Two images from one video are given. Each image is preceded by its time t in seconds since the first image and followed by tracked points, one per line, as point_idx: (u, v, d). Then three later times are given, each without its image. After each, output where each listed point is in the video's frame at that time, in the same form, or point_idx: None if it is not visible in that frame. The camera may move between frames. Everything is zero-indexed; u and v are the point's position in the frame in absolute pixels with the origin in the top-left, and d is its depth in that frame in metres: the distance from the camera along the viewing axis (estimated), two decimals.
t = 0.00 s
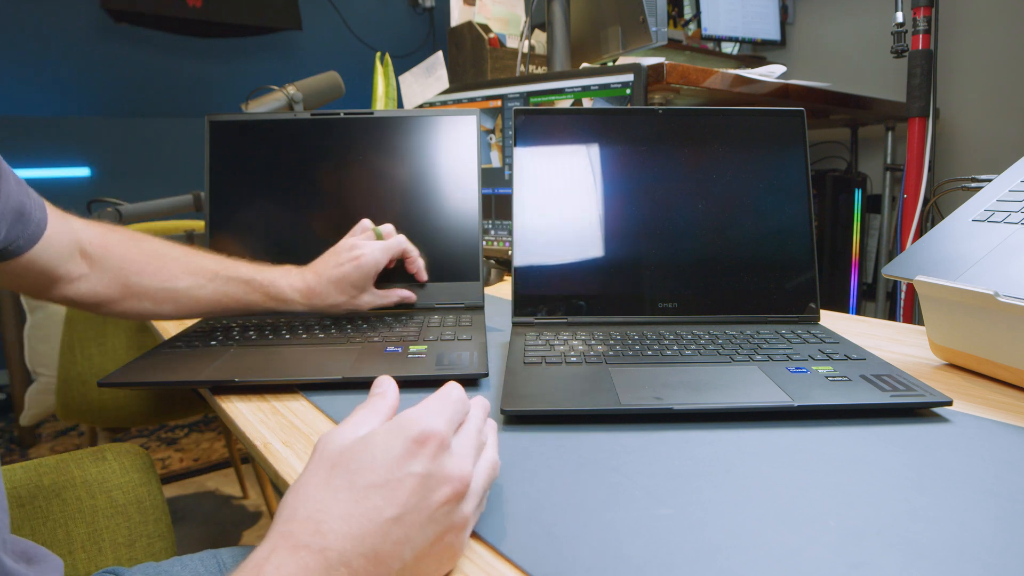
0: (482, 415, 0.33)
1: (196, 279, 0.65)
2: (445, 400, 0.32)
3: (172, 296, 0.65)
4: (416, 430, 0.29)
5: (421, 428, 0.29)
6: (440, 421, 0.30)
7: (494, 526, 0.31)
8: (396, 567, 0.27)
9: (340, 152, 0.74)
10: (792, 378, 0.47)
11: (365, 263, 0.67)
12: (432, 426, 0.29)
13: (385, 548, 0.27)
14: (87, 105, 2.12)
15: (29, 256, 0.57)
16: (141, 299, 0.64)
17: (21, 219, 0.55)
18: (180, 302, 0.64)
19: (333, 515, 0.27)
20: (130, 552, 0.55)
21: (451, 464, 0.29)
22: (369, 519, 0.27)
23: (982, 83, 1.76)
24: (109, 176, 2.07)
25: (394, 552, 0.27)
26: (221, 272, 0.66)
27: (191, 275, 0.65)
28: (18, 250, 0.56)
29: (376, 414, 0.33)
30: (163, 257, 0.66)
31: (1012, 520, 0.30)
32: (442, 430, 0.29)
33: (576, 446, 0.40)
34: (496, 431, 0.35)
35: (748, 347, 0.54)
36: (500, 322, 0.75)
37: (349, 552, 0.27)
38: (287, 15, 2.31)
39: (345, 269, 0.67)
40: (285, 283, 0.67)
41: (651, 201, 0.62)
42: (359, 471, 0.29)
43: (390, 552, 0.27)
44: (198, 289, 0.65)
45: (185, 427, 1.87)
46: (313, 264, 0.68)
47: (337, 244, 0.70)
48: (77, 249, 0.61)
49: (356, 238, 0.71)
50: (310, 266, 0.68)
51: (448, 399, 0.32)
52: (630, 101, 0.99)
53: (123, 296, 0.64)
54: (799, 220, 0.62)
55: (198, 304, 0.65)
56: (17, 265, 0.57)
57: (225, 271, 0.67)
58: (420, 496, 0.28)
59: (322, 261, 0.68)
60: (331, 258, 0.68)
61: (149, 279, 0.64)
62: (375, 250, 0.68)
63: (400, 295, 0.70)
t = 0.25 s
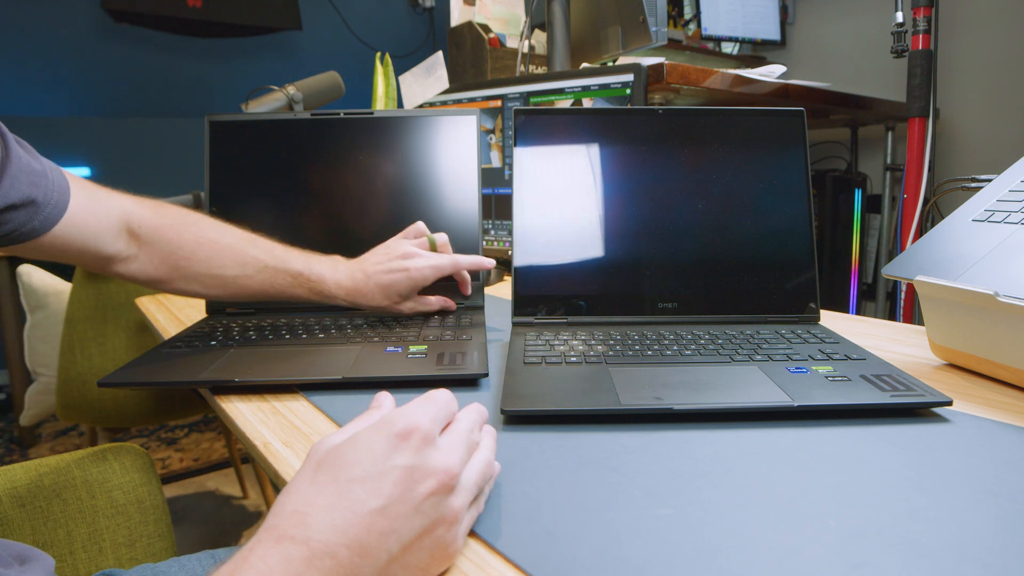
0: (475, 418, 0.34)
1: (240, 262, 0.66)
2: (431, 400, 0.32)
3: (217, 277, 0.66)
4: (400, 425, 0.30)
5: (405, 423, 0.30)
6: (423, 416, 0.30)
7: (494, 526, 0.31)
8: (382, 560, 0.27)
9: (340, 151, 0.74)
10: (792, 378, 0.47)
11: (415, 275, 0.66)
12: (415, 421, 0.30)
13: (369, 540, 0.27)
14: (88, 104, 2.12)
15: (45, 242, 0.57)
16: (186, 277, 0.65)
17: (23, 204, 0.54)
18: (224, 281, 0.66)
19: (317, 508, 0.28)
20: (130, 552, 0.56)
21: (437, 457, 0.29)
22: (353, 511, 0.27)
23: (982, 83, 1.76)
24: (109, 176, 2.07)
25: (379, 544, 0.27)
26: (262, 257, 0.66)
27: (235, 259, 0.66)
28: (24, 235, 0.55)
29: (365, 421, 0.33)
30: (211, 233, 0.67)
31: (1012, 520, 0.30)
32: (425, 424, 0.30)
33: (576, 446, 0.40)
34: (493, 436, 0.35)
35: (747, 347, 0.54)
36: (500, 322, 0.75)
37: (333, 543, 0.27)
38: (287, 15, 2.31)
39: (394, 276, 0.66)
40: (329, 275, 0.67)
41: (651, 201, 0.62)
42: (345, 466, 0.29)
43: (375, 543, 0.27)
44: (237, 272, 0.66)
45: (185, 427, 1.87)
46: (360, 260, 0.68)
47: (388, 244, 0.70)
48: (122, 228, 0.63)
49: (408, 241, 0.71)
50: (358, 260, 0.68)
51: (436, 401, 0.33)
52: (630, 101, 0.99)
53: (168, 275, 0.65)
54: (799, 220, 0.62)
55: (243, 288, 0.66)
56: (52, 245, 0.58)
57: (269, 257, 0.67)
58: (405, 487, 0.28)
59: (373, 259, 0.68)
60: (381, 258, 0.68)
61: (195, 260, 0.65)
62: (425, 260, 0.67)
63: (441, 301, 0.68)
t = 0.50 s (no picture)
0: (473, 417, 0.34)
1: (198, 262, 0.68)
2: (429, 400, 0.32)
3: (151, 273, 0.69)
4: (398, 426, 0.30)
5: (404, 424, 0.30)
6: (422, 417, 0.30)
7: (496, 527, 0.31)
8: (381, 560, 0.27)
9: (340, 151, 0.74)
10: (792, 379, 0.47)
11: (349, 276, 0.69)
12: (413, 421, 0.30)
13: (368, 541, 0.27)
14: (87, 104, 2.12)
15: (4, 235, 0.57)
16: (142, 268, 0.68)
17: None
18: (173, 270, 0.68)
19: (316, 509, 0.28)
20: (130, 552, 0.56)
21: (437, 457, 0.29)
22: (353, 512, 0.27)
23: (982, 82, 1.76)
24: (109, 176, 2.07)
25: (379, 544, 0.27)
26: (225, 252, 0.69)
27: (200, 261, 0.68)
28: None
29: (365, 422, 0.33)
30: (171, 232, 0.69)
31: (1012, 520, 0.30)
32: (424, 425, 0.30)
33: (577, 446, 0.40)
34: (492, 436, 0.35)
35: (748, 347, 0.54)
36: (500, 322, 0.75)
37: (332, 545, 0.27)
38: (288, 15, 2.31)
39: (329, 277, 0.68)
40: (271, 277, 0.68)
41: (652, 202, 0.62)
42: (344, 467, 0.29)
43: (374, 543, 0.27)
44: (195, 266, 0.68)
45: (185, 427, 1.87)
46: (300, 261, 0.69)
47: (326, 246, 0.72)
48: (61, 222, 0.63)
49: (346, 243, 0.72)
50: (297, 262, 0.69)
51: (435, 402, 0.33)
52: (630, 101, 0.99)
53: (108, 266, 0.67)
54: (799, 221, 0.62)
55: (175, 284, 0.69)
56: (5, 238, 0.59)
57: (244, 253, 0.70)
58: (404, 487, 0.28)
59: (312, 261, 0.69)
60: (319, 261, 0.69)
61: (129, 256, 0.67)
62: (360, 261, 0.69)
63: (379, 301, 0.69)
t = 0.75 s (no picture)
0: (469, 413, 0.34)
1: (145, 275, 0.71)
2: (429, 399, 0.32)
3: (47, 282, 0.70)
4: (400, 427, 0.30)
5: (406, 425, 0.30)
6: (423, 417, 0.30)
7: (496, 527, 0.31)
8: (386, 563, 0.27)
9: (339, 151, 0.74)
10: (792, 378, 0.47)
11: (247, 281, 0.67)
12: (415, 422, 0.30)
13: (374, 544, 0.27)
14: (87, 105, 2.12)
15: None
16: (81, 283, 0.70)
17: None
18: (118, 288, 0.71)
19: (320, 514, 0.28)
20: (129, 552, 0.56)
21: (439, 458, 0.29)
22: (357, 516, 0.27)
23: (982, 82, 1.76)
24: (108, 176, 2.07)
25: (384, 548, 0.27)
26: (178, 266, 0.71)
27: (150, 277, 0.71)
28: None
29: (365, 419, 0.33)
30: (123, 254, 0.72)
31: (1012, 520, 0.30)
32: (426, 426, 0.30)
33: (577, 446, 0.40)
34: (486, 430, 0.35)
35: (748, 347, 0.54)
36: (500, 322, 0.75)
37: (338, 550, 0.27)
38: (287, 15, 2.31)
39: (226, 283, 0.67)
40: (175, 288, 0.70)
41: (652, 202, 0.62)
42: (346, 469, 0.29)
43: (379, 547, 0.27)
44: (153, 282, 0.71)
45: (185, 428, 1.87)
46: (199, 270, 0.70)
47: (226, 252, 0.72)
48: None
49: (245, 249, 0.72)
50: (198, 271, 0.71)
51: (434, 400, 0.32)
52: (630, 101, 0.99)
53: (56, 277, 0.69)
54: (799, 221, 0.62)
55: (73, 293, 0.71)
56: None
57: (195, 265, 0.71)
58: (407, 490, 0.28)
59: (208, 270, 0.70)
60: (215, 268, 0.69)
61: (22, 266, 0.67)
62: (258, 267, 0.68)
63: (282, 305, 0.69)
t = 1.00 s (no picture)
0: (469, 413, 0.33)
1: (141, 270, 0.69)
2: (429, 400, 0.32)
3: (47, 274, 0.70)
4: (401, 429, 0.30)
5: (407, 427, 0.30)
6: (424, 419, 0.30)
7: (495, 526, 0.31)
8: (387, 566, 0.27)
9: (339, 152, 0.74)
10: (792, 378, 0.47)
11: (248, 280, 0.68)
12: (416, 424, 0.30)
13: (374, 548, 0.27)
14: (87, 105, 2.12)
15: None
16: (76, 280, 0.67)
17: None
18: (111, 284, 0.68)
19: (319, 517, 0.28)
20: (129, 552, 0.56)
21: (440, 460, 0.29)
22: (358, 520, 0.27)
23: (982, 82, 1.76)
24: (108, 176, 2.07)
25: (385, 551, 0.27)
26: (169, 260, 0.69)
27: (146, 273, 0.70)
28: None
29: (366, 418, 0.33)
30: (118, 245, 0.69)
31: (1012, 520, 0.30)
32: (427, 428, 0.30)
33: (577, 446, 0.40)
34: (486, 430, 0.35)
35: (748, 347, 0.54)
36: (500, 322, 0.75)
37: (338, 554, 0.27)
38: (287, 15, 2.31)
39: (227, 281, 0.68)
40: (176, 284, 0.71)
41: (652, 202, 0.62)
42: (346, 473, 0.29)
43: (380, 550, 0.27)
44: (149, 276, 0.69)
45: (185, 427, 1.87)
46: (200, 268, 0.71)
47: (229, 250, 0.72)
48: None
49: (248, 248, 0.72)
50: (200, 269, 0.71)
51: (434, 401, 0.32)
52: (630, 101, 0.99)
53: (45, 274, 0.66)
54: (799, 221, 0.62)
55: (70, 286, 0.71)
56: None
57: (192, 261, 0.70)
58: (408, 493, 0.28)
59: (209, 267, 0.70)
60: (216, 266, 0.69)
61: (24, 258, 0.68)
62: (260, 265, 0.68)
63: (282, 305, 0.69)
